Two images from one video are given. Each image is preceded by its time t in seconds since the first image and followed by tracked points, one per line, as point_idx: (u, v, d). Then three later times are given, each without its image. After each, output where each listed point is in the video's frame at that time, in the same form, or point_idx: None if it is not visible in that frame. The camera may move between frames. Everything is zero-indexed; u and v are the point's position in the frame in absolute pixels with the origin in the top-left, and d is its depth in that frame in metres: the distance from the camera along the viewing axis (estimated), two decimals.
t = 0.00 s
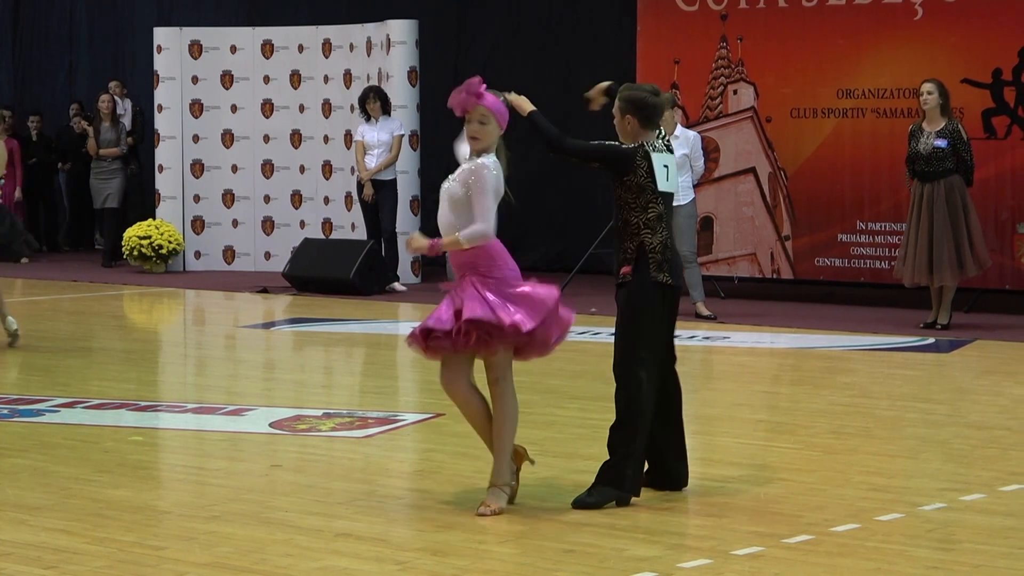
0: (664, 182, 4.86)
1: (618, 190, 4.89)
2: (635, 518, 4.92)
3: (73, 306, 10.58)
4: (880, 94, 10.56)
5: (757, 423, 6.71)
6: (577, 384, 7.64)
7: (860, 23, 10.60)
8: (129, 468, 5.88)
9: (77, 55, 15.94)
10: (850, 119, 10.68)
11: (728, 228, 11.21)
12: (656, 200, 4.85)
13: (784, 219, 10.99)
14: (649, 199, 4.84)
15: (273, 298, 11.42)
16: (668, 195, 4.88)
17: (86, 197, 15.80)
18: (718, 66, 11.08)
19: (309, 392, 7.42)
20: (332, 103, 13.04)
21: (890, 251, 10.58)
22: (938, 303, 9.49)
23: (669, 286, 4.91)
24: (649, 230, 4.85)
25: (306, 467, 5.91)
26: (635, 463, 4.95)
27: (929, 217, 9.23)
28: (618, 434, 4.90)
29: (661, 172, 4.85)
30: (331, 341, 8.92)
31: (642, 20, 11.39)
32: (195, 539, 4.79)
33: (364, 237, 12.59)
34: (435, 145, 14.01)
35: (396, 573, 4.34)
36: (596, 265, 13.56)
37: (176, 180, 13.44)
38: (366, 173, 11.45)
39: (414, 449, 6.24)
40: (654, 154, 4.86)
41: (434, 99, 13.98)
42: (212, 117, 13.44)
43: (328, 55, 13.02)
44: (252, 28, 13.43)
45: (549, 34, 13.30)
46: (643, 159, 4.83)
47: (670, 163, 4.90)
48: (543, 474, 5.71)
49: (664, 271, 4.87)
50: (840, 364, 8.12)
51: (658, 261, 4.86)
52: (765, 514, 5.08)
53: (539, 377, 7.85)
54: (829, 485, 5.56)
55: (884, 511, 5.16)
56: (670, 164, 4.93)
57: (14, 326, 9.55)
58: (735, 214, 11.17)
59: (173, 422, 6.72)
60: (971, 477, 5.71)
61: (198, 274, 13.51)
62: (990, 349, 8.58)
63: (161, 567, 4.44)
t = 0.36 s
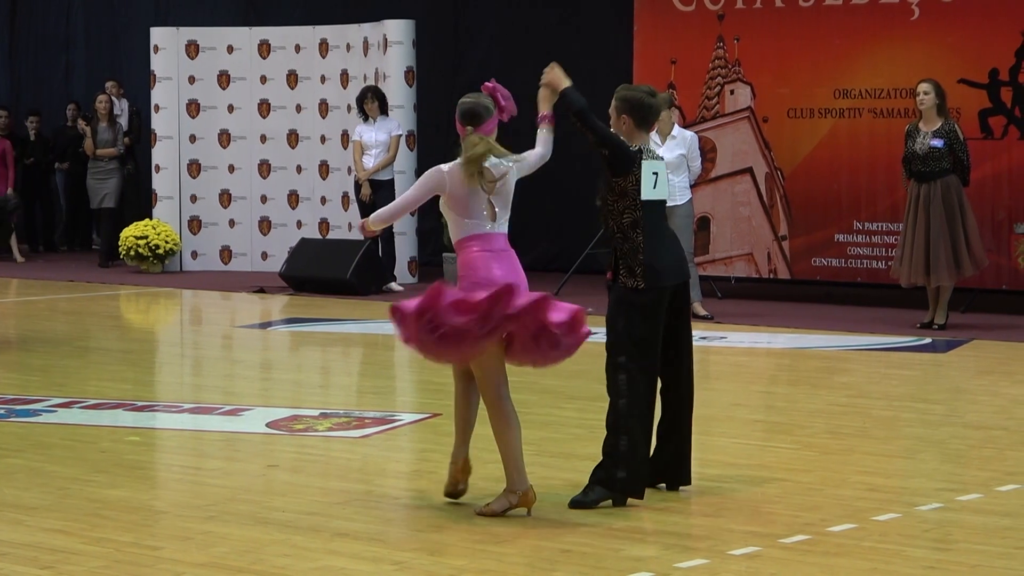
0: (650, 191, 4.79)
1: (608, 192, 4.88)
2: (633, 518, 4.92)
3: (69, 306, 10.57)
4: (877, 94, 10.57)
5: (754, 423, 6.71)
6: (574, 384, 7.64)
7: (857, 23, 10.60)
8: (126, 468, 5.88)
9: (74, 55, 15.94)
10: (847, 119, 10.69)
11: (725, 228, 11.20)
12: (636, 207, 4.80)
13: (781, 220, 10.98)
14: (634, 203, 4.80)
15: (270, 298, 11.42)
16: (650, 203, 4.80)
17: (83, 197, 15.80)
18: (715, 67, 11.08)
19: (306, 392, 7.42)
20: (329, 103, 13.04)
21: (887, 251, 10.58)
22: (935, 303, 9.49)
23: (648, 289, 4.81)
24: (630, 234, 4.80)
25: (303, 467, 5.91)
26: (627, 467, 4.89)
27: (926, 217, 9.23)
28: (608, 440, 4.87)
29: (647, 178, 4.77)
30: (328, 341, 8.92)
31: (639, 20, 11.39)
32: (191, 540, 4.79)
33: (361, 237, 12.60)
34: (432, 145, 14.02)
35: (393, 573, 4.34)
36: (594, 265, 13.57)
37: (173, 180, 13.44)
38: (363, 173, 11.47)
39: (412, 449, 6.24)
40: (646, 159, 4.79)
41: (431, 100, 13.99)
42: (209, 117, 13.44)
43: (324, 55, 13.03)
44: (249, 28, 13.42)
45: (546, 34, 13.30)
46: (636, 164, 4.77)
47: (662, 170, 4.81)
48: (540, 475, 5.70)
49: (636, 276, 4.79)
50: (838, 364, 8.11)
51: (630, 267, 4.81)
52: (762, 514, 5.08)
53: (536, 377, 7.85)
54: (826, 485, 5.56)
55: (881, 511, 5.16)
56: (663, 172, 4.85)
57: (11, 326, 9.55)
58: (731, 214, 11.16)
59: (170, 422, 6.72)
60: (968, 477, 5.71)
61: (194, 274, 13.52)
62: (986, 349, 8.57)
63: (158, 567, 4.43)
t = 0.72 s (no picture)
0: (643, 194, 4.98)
1: (601, 185, 4.87)
2: (629, 518, 4.91)
3: (67, 306, 10.54)
4: (874, 94, 10.57)
5: (752, 422, 6.71)
6: (572, 384, 7.64)
7: (854, 23, 10.60)
8: (124, 468, 5.87)
9: (71, 54, 15.94)
10: (845, 119, 10.69)
11: (724, 227, 11.19)
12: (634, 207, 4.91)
13: (779, 219, 10.99)
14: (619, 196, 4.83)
15: (268, 298, 11.39)
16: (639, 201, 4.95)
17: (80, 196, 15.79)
18: (713, 66, 11.09)
19: (304, 392, 7.41)
20: (326, 102, 13.05)
21: (885, 251, 10.59)
22: (933, 303, 9.49)
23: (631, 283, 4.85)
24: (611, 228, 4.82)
25: (301, 466, 5.91)
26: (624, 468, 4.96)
27: (924, 218, 9.24)
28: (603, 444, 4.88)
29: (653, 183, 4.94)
30: (326, 341, 8.91)
31: (636, 19, 11.39)
32: (190, 539, 4.78)
33: (359, 237, 12.59)
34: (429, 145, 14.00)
35: (392, 572, 4.34)
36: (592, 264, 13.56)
37: (171, 179, 13.43)
38: (361, 172, 11.47)
39: (409, 449, 6.24)
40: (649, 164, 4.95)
41: (430, 98, 13.99)
42: (207, 116, 13.43)
43: (322, 55, 13.02)
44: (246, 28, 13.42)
45: (544, 33, 13.30)
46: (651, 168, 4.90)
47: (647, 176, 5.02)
48: (538, 474, 5.70)
49: (623, 270, 4.82)
50: (836, 364, 8.12)
51: (618, 259, 4.81)
52: (760, 514, 5.08)
53: (534, 377, 7.84)
54: (824, 485, 5.57)
55: (879, 510, 5.17)
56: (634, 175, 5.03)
57: (9, 325, 9.53)
58: (729, 213, 11.16)
59: (168, 422, 6.71)
60: (966, 476, 5.72)
61: (191, 275, 13.50)
62: (984, 349, 8.58)
63: (156, 567, 4.43)
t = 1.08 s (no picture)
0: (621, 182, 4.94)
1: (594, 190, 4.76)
2: (628, 518, 4.91)
3: (66, 306, 10.52)
4: (874, 94, 10.57)
5: (751, 422, 6.71)
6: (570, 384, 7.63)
7: (854, 22, 10.60)
8: (123, 467, 5.87)
9: (70, 54, 15.93)
10: (844, 118, 10.69)
11: (723, 227, 11.19)
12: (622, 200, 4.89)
13: (778, 219, 10.99)
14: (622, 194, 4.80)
15: (267, 297, 11.36)
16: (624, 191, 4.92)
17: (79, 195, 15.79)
18: (713, 66, 11.08)
19: (303, 392, 7.41)
20: (326, 102, 13.06)
21: (884, 250, 10.59)
22: (932, 302, 9.49)
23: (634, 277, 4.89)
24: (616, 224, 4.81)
25: (300, 466, 5.91)
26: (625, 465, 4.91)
27: (924, 218, 9.24)
28: (598, 438, 4.89)
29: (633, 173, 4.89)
30: (325, 341, 8.90)
31: (636, 19, 11.39)
32: (189, 539, 4.78)
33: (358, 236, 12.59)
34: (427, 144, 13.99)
35: (391, 572, 4.34)
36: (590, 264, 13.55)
37: (170, 179, 13.42)
38: (360, 172, 11.47)
39: (408, 449, 6.23)
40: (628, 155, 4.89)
41: (429, 97, 13.99)
42: (206, 116, 13.42)
43: (322, 54, 13.03)
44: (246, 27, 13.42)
45: (543, 33, 13.30)
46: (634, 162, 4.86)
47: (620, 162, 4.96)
48: (537, 474, 5.70)
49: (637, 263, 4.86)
50: (835, 363, 8.11)
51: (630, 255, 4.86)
52: (760, 514, 5.08)
53: (533, 377, 7.84)
54: (823, 485, 5.57)
55: (878, 510, 5.16)
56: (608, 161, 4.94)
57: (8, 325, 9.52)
58: (728, 213, 11.16)
59: (167, 422, 6.71)
60: (965, 476, 5.72)
61: (191, 274, 13.49)
62: (983, 348, 8.57)
63: (154, 566, 4.43)
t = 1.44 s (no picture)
0: (611, 189, 4.79)
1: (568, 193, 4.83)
2: (628, 519, 4.90)
3: (66, 306, 10.51)
4: (874, 94, 10.57)
5: (751, 422, 6.71)
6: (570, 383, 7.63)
7: (854, 22, 10.60)
8: (122, 467, 5.86)
9: (71, 54, 15.94)
10: (844, 118, 10.69)
11: (723, 227, 11.19)
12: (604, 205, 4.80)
13: (778, 219, 10.99)
14: (597, 204, 4.79)
15: (267, 297, 11.35)
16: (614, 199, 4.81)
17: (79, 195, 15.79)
18: (713, 66, 11.09)
19: (302, 392, 7.40)
20: (326, 101, 13.07)
21: (884, 250, 10.58)
22: (932, 302, 9.49)
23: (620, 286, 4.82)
24: (596, 236, 4.79)
25: (300, 466, 5.90)
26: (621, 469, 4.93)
27: (924, 219, 9.24)
28: (592, 444, 4.90)
29: (607, 178, 4.76)
30: (325, 341, 8.90)
31: (636, 19, 11.39)
32: (188, 539, 4.78)
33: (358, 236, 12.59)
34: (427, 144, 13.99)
35: (391, 572, 4.34)
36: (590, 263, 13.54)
37: (170, 178, 13.41)
38: (360, 172, 11.47)
39: (408, 449, 6.23)
40: (602, 158, 4.76)
41: (429, 97, 13.99)
42: (206, 116, 13.42)
43: (322, 54, 13.04)
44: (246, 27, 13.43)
45: (543, 33, 13.30)
46: (592, 164, 4.76)
47: (622, 167, 4.80)
48: (537, 474, 5.69)
49: (616, 275, 4.80)
50: (834, 363, 8.11)
51: (608, 266, 4.79)
52: (760, 513, 5.08)
53: (533, 377, 7.84)
54: (823, 485, 5.57)
55: (878, 510, 5.17)
56: (625, 168, 4.83)
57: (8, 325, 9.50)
58: (729, 212, 11.16)
59: (167, 422, 6.70)
60: (965, 476, 5.72)
61: (191, 274, 13.47)
62: (983, 348, 8.57)
63: (154, 566, 4.43)
